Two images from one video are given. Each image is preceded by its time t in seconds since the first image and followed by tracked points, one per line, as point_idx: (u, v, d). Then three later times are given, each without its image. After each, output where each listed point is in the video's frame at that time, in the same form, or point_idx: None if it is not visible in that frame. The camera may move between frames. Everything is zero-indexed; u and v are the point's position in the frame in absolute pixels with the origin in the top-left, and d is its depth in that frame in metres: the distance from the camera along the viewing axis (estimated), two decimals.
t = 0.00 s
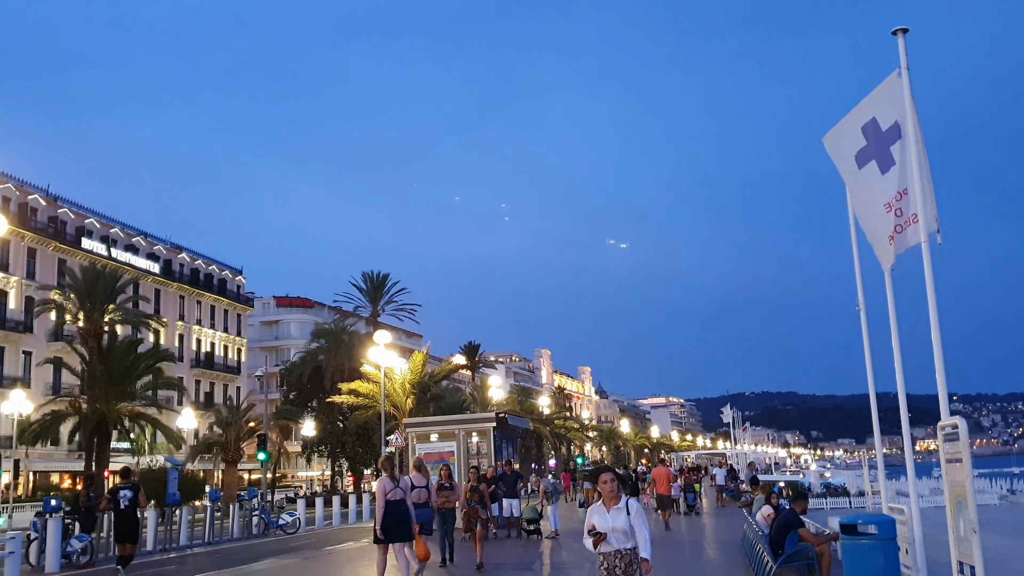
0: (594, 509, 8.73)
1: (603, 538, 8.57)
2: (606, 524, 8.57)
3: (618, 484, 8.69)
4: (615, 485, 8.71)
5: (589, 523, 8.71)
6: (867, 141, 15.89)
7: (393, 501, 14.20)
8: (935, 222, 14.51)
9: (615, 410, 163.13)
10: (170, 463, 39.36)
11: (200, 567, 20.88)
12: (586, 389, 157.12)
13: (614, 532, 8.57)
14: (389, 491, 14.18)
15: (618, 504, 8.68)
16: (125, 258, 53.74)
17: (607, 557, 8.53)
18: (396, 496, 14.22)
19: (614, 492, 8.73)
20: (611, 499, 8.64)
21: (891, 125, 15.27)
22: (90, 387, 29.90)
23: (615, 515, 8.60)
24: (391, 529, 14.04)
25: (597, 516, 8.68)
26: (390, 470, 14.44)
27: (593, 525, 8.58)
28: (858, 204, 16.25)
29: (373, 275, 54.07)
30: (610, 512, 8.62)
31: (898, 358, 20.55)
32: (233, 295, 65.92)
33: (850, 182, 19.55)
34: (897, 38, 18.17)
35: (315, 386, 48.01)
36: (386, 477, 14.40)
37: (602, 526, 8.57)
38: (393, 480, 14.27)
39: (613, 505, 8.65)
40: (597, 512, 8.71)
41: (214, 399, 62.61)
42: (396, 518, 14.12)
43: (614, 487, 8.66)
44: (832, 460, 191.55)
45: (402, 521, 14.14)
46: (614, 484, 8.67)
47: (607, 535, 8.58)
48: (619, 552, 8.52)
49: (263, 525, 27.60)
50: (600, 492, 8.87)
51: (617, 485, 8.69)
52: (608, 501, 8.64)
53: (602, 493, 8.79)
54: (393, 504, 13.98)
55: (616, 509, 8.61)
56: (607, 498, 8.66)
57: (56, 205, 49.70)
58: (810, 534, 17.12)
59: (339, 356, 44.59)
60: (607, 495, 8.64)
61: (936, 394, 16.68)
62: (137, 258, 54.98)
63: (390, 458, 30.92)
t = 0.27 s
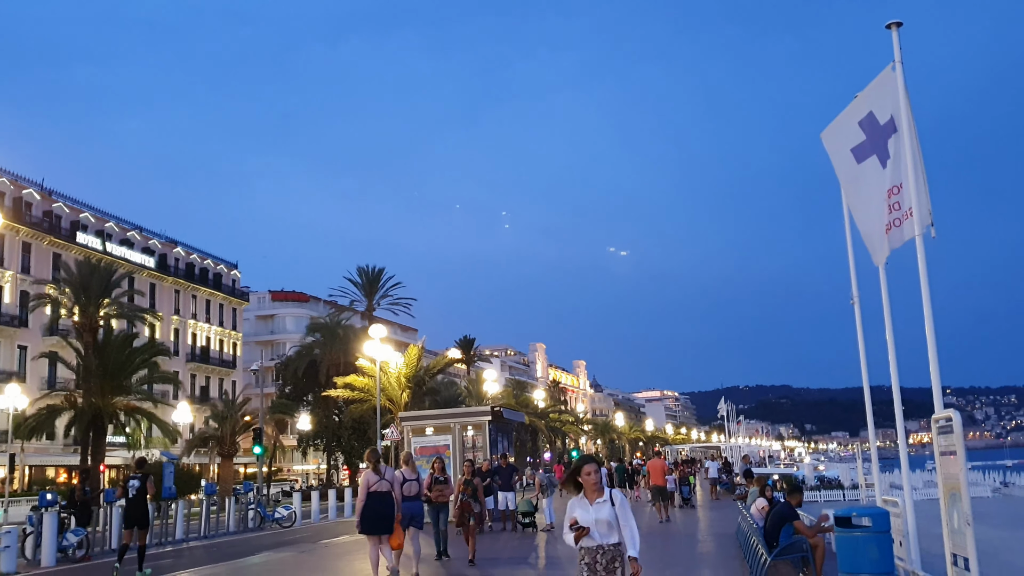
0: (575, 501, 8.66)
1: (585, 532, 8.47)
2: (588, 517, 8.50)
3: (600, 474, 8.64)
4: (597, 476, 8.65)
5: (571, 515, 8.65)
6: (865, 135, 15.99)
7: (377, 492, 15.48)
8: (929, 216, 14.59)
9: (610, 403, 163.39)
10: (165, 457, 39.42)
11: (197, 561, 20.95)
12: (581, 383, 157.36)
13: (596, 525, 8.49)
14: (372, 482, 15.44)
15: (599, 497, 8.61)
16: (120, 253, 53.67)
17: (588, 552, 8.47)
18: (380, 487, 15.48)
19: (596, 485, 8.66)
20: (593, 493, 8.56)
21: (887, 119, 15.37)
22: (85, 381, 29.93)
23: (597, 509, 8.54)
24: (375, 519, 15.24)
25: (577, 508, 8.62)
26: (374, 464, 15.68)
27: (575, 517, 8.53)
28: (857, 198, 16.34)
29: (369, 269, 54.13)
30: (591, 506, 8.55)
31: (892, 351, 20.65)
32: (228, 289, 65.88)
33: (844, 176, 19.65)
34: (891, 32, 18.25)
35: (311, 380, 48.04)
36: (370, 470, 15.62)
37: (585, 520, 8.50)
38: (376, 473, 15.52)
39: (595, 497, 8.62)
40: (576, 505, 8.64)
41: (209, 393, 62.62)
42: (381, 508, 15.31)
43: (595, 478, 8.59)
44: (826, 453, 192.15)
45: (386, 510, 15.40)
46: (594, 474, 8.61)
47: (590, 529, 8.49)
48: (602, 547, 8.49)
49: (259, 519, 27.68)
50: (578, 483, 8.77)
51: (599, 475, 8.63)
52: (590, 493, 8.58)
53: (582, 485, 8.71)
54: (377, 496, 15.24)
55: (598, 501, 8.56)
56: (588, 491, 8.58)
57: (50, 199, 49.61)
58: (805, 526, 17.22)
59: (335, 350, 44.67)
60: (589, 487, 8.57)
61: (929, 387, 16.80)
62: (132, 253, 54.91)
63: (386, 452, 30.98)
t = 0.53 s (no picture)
0: (561, 506, 7.38)
1: (572, 542, 7.22)
2: (575, 525, 7.25)
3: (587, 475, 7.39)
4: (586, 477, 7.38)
5: (555, 522, 7.37)
6: (862, 130, 15.96)
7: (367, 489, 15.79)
8: (923, 212, 14.56)
9: (605, 398, 163.56)
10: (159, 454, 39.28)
11: (191, 558, 20.85)
12: (576, 378, 157.42)
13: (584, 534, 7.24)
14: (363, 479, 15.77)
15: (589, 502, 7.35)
16: (113, 249, 53.44)
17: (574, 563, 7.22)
18: (370, 484, 15.81)
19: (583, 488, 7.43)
20: (581, 497, 7.32)
21: (882, 113, 15.34)
22: (78, 378, 29.77)
23: (586, 515, 7.27)
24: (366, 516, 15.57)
25: (564, 514, 7.33)
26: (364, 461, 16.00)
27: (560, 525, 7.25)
28: (854, 193, 16.33)
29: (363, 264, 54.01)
30: (579, 512, 7.30)
31: (886, 345, 20.66)
32: (222, 285, 65.66)
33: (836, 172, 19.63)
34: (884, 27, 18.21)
35: (305, 377, 47.91)
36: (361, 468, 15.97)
37: (572, 528, 7.24)
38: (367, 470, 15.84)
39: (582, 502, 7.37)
40: (562, 510, 7.35)
41: (203, 390, 62.45)
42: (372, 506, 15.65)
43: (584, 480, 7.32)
44: (820, 446, 192.50)
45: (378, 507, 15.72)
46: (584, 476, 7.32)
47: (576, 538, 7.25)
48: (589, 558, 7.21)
49: (254, 516, 27.61)
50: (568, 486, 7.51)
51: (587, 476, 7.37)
52: (578, 498, 7.32)
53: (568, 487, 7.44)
54: (367, 493, 15.61)
55: (587, 507, 7.29)
56: (575, 494, 7.34)
57: (42, 196, 49.35)
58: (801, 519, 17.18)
59: (329, 347, 44.59)
60: (577, 490, 7.32)
61: (924, 381, 16.81)
62: (124, 249, 54.68)
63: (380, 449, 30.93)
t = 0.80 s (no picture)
0: (523, 497, 7.26)
1: (535, 534, 7.09)
2: (538, 516, 7.11)
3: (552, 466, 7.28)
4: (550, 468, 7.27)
5: (518, 514, 7.23)
6: (835, 127, 16.15)
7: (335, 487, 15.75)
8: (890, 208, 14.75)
9: (577, 393, 164.05)
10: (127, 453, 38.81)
11: (162, 558, 20.65)
12: (548, 373, 157.75)
13: (547, 525, 7.09)
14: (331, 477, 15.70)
15: (552, 492, 7.20)
16: (78, 246, 52.66)
17: (538, 557, 7.06)
18: (337, 481, 15.73)
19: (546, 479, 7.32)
20: (543, 487, 7.20)
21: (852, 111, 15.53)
22: (44, 377, 29.28)
23: (549, 505, 7.14)
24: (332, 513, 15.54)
25: (526, 506, 7.21)
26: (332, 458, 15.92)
27: (521, 516, 7.12)
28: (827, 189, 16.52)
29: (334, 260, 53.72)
30: (542, 503, 7.16)
31: (854, 339, 20.90)
32: (190, 282, 64.95)
33: (806, 168, 19.83)
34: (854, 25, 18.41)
35: (276, 375, 47.56)
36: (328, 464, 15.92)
37: (534, 519, 7.10)
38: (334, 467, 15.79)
39: (545, 491, 7.23)
40: (524, 502, 7.23)
41: (172, 388, 61.79)
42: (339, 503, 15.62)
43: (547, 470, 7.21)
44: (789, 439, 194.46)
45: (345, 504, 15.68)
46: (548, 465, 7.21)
47: (540, 529, 7.09)
48: (553, 551, 7.06)
49: (224, 515, 27.38)
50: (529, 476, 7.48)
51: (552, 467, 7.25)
52: (540, 488, 7.21)
53: (531, 479, 7.34)
54: (334, 490, 15.58)
55: (551, 496, 7.15)
56: (537, 485, 7.23)
57: (5, 192, 48.50)
58: (772, 512, 17.32)
59: (299, 344, 44.31)
60: (540, 481, 7.22)
61: (891, 375, 17.04)
62: (90, 246, 53.90)
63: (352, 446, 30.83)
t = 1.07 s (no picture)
0: (462, 505, 6.50)
1: (476, 545, 6.37)
2: (479, 525, 6.39)
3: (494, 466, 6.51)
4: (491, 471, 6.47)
5: (458, 525, 6.50)
6: (792, 126, 16.38)
7: (291, 485, 15.62)
8: (844, 204, 14.97)
9: (535, 389, 164.53)
10: (78, 454, 38.08)
11: (115, 559, 20.28)
12: (507, 370, 158.07)
13: (489, 534, 6.39)
14: (286, 475, 15.58)
15: (493, 497, 6.45)
16: (26, 243, 51.49)
17: (481, 570, 6.37)
18: (293, 480, 15.59)
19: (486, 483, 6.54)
20: (483, 494, 6.43)
21: (807, 110, 15.77)
22: None
23: (491, 513, 6.41)
24: (286, 512, 15.42)
25: (466, 514, 6.47)
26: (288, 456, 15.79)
27: (462, 528, 6.39)
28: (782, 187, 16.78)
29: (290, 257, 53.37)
30: (483, 511, 6.43)
31: (808, 334, 21.22)
32: (143, 279, 63.88)
33: (762, 166, 20.08)
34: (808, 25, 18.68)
35: (231, 373, 46.98)
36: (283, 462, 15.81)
37: (474, 529, 6.39)
38: (290, 465, 15.66)
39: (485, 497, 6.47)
40: (464, 511, 6.48)
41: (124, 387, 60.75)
42: (295, 500, 15.50)
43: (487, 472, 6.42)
44: (743, 432, 197.06)
45: (300, 503, 15.59)
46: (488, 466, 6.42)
47: (483, 540, 6.38)
48: (497, 562, 6.36)
49: (179, 516, 26.97)
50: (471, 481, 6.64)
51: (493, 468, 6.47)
52: (480, 495, 6.44)
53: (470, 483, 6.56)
54: (290, 488, 15.45)
55: (492, 503, 6.41)
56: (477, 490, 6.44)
57: None
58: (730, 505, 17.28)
59: (255, 342, 43.86)
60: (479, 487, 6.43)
61: (845, 369, 17.31)
62: (39, 243, 52.75)
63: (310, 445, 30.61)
